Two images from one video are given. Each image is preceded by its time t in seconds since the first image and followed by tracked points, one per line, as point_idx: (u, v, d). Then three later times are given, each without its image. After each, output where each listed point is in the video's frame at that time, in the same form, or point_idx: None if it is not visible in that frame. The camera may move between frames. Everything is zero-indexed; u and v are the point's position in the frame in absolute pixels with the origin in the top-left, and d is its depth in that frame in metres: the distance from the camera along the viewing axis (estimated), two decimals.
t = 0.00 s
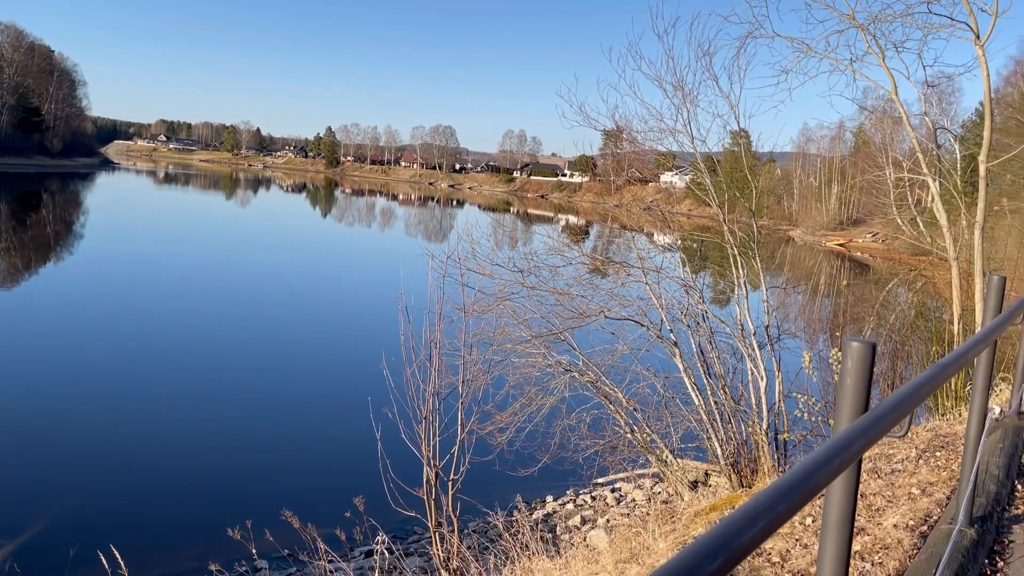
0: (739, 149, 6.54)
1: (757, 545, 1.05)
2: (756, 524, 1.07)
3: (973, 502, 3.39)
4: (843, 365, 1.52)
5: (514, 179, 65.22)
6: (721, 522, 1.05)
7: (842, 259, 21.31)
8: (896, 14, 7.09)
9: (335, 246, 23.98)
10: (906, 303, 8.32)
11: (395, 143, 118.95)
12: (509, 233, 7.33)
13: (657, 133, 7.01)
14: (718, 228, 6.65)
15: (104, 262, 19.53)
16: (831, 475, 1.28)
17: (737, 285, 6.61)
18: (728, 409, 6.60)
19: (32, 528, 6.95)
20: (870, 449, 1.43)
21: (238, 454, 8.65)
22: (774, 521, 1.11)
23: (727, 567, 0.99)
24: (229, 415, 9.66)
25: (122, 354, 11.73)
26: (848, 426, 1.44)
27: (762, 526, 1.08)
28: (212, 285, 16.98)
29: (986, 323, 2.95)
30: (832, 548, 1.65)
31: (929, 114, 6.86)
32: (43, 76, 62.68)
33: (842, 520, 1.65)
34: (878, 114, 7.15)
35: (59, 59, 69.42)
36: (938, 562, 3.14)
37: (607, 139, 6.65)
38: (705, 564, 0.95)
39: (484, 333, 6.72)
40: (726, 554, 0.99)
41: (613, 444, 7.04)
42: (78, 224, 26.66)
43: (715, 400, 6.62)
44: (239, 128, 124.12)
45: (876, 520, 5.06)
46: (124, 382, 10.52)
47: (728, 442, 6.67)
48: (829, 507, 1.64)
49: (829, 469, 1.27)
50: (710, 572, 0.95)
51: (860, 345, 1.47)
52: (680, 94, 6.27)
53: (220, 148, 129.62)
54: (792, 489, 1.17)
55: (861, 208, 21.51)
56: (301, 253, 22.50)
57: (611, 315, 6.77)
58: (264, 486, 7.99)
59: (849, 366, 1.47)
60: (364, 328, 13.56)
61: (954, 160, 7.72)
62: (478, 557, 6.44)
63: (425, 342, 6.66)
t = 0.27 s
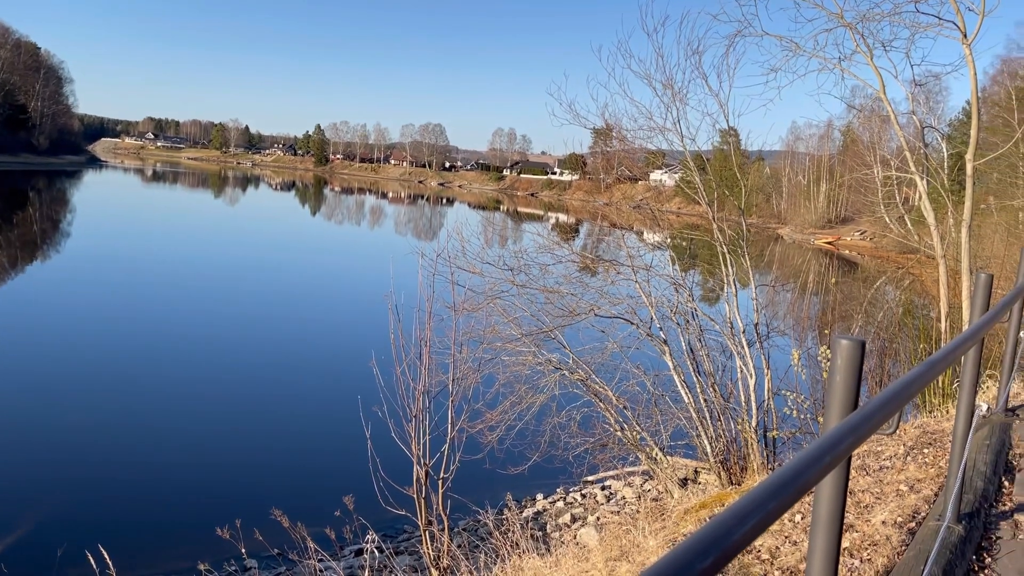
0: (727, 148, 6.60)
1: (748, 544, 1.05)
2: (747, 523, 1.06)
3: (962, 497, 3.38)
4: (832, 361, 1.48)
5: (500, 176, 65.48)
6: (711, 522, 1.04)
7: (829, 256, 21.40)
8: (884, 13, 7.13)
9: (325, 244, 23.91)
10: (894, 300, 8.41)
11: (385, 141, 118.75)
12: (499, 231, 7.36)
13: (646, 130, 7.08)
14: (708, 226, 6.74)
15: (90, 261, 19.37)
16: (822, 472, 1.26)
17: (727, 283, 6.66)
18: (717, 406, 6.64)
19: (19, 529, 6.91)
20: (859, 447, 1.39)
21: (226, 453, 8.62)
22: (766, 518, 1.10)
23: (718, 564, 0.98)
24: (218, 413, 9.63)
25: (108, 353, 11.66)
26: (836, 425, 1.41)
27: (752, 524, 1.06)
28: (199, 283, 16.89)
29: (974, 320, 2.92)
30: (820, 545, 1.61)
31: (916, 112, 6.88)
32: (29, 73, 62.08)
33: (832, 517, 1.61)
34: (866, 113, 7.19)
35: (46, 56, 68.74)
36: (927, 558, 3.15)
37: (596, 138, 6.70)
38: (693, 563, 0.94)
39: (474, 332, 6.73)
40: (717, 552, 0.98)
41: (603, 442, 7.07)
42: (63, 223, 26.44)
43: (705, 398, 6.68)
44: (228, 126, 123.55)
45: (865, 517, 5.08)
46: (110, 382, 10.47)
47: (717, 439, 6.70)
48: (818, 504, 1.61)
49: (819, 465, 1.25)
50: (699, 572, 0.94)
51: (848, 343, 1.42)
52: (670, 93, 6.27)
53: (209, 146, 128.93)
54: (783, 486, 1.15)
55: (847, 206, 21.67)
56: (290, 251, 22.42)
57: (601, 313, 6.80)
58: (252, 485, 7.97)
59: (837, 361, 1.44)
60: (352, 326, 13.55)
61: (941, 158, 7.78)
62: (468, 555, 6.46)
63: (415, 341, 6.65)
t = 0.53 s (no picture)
0: (718, 148, 6.65)
1: (741, 542, 1.05)
2: (740, 520, 1.06)
3: (949, 496, 3.39)
4: (822, 360, 1.49)
5: (492, 176, 65.49)
6: (704, 520, 1.04)
7: (818, 256, 21.50)
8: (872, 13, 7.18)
9: (316, 243, 23.86)
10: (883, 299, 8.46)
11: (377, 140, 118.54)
12: (490, 231, 7.37)
13: (637, 130, 7.17)
14: (699, 226, 6.76)
15: (79, 261, 19.27)
16: (814, 471, 1.26)
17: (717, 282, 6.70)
18: (708, 405, 6.67)
19: (8, 529, 6.88)
20: (850, 446, 1.39)
21: (217, 453, 8.61)
22: (759, 516, 1.10)
23: (711, 563, 0.98)
24: (208, 413, 9.61)
25: (98, 353, 11.61)
26: (827, 425, 1.41)
27: (745, 523, 1.06)
28: (189, 283, 16.83)
29: (962, 320, 2.93)
30: (812, 543, 1.63)
31: (905, 112, 6.93)
32: (18, 71, 61.65)
33: (823, 518, 1.62)
34: (855, 113, 7.23)
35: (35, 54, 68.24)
36: (917, 556, 3.17)
37: (587, 137, 6.74)
38: (689, 561, 0.94)
39: (465, 331, 6.73)
40: (709, 550, 0.98)
41: (594, 441, 7.10)
42: (51, 222, 26.26)
43: (695, 397, 6.71)
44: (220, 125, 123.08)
45: (854, 516, 5.09)
46: (99, 382, 10.42)
47: (707, 438, 6.73)
48: (810, 504, 1.62)
49: (810, 464, 1.25)
50: (693, 570, 0.94)
51: (839, 341, 1.43)
52: (660, 92, 6.28)
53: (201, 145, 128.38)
54: (778, 484, 1.16)
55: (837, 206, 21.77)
56: (281, 251, 22.38)
57: (592, 312, 6.83)
58: (243, 485, 7.97)
59: (828, 360, 1.45)
60: (344, 325, 13.55)
61: (929, 158, 7.84)
62: (459, 554, 6.45)
63: (406, 340, 6.63)
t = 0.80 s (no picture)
0: (711, 149, 6.70)
1: (742, 545, 1.02)
2: (741, 522, 1.04)
3: (942, 495, 3.40)
4: (818, 359, 1.47)
5: (486, 177, 65.52)
6: (704, 522, 1.02)
7: (810, 256, 21.57)
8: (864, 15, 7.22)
9: (310, 244, 23.84)
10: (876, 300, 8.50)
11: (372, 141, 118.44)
12: (484, 231, 7.38)
13: (631, 131, 7.21)
14: (692, 227, 6.78)
15: (71, 261, 19.21)
16: (813, 472, 1.24)
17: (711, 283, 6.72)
18: (701, 406, 6.68)
19: None
20: (848, 447, 1.37)
21: (210, 454, 8.59)
22: (760, 518, 1.08)
23: (712, 566, 0.96)
24: (202, 414, 9.60)
25: (90, 354, 11.57)
26: (824, 425, 1.38)
27: (746, 525, 1.04)
28: (183, 283, 16.80)
29: (954, 319, 2.94)
30: (809, 541, 1.60)
31: (897, 114, 6.97)
32: (11, 71, 61.38)
33: (819, 518, 1.60)
34: (848, 114, 7.27)
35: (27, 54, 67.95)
36: (911, 556, 3.17)
37: (581, 138, 6.79)
38: (690, 564, 0.91)
39: (459, 332, 6.72)
40: (712, 552, 0.96)
41: (588, 441, 7.11)
42: (43, 222, 26.17)
43: (688, 397, 6.72)
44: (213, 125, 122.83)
45: (848, 516, 5.11)
46: (92, 382, 10.39)
47: (701, 438, 6.75)
48: (806, 505, 1.60)
49: (810, 465, 1.23)
50: (695, 572, 0.92)
51: (837, 342, 1.41)
52: (654, 93, 6.30)
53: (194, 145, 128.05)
54: (777, 485, 1.14)
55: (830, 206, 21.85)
56: (275, 251, 22.36)
57: (586, 313, 6.83)
58: (237, 485, 7.96)
59: (825, 359, 1.42)
60: (338, 325, 13.55)
61: (921, 159, 7.89)
62: (453, 555, 6.44)
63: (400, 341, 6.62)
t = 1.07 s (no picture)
0: (706, 151, 6.70)
1: (745, 544, 1.02)
2: (743, 522, 1.04)
3: (937, 496, 3.40)
4: (815, 361, 1.47)
5: (481, 178, 65.48)
6: (706, 523, 1.01)
7: (804, 258, 21.62)
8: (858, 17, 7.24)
9: (305, 244, 23.82)
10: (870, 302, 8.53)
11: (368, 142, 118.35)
12: (479, 233, 7.38)
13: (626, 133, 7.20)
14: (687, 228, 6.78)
15: (65, 262, 19.16)
16: (813, 472, 1.24)
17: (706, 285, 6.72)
18: (697, 407, 6.68)
19: None
20: (848, 448, 1.36)
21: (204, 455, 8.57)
22: (762, 517, 1.08)
23: (714, 566, 0.96)
24: (197, 415, 9.58)
25: (84, 355, 11.54)
26: (823, 427, 1.38)
27: (749, 525, 1.04)
28: (177, 283, 16.77)
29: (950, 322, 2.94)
30: (807, 543, 1.61)
31: (891, 116, 6.99)
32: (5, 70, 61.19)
33: (817, 521, 1.60)
34: (842, 116, 7.29)
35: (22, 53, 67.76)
36: (907, 557, 3.16)
37: (576, 140, 6.79)
38: (691, 564, 0.91)
39: (455, 333, 6.72)
40: (715, 552, 0.96)
41: (583, 442, 7.11)
42: (37, 222, 26.09)
43: (684, 399, 6.72)
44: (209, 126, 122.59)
45: (844, 517, 5.11)
46: (86, 383, 10.37)
47: (696, 440, 6.75)
48: (805, 506, 1.60)
49: (809, 465, 1.23)
50: (698, 572, 0.92)
51: (835, 343, 1.40)
52: (649, 95, 6.31)
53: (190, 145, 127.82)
54: (777, 486, 1.14)
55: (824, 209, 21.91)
56: (270, 252, 22.33)
57: (582, 314, 6.83)
58: (232, 486, 7.94)
59: (823, 361, 1.42)
60: (333, 326, 13.54)
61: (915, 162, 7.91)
62: (449, 556, 6.44)
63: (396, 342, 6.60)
